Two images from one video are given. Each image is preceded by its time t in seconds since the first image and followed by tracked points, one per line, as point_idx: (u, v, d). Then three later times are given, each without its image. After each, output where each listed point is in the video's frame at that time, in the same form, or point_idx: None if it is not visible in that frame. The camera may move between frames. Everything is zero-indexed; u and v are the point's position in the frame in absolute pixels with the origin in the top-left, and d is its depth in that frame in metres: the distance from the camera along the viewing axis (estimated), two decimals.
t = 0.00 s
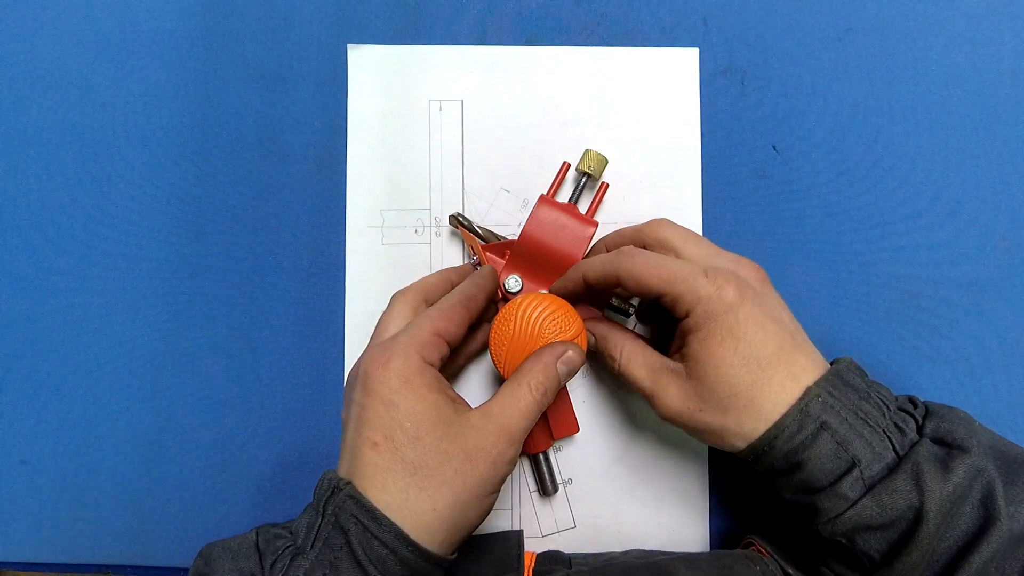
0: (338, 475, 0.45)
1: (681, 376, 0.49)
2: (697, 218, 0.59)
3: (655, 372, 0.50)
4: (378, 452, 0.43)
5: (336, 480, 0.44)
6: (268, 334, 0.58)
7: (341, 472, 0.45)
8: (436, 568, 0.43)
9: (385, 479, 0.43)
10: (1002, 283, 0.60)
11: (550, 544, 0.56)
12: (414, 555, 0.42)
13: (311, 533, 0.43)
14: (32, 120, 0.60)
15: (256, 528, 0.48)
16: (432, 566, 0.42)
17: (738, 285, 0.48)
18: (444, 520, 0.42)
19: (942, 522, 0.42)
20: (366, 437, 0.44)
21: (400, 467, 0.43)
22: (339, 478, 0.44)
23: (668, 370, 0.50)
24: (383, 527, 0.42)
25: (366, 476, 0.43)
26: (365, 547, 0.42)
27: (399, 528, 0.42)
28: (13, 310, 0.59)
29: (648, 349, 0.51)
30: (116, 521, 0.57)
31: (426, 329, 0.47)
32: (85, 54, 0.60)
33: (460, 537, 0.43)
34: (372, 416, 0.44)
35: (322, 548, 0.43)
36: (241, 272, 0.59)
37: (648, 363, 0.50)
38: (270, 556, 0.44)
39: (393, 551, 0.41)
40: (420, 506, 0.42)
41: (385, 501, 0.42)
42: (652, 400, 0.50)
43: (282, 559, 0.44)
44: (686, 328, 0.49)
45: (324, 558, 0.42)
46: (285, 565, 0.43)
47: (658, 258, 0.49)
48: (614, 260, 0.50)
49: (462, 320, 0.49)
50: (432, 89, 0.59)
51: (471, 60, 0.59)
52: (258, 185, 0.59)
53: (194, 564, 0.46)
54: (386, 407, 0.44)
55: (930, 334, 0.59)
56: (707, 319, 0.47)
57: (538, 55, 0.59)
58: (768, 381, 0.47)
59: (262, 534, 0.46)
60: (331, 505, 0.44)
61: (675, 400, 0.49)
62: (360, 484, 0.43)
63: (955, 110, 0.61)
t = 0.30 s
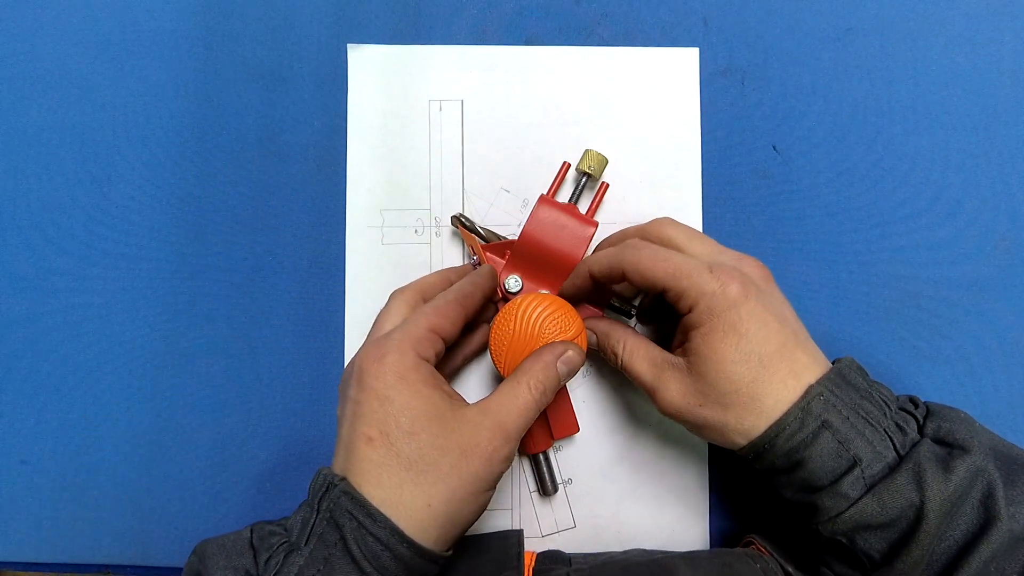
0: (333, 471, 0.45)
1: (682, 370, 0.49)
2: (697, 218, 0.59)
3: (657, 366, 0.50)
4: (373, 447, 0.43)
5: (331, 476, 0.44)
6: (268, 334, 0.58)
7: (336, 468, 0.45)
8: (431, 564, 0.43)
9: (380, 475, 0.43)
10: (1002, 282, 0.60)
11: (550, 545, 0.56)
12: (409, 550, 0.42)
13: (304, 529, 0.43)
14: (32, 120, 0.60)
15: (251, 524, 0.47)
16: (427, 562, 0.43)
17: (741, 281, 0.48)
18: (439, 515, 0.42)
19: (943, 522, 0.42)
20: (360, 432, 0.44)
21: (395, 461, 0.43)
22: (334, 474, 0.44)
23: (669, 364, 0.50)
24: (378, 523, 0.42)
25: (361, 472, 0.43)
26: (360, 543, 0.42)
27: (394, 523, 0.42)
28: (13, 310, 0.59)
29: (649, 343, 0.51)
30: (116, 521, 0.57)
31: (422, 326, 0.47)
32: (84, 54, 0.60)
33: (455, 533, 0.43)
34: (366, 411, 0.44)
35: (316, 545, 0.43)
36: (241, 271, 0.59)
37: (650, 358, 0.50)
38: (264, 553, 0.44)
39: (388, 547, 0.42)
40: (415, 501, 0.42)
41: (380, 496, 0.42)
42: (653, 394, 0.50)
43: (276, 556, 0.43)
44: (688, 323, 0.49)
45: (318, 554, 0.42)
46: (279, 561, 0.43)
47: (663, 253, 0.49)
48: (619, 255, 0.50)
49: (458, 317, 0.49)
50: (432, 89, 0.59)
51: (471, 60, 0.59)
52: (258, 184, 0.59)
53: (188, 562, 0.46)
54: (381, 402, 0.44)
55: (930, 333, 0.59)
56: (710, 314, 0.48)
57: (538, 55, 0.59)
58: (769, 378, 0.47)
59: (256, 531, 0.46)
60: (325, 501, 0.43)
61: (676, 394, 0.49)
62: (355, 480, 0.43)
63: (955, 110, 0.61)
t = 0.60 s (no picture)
0: (329, 471, 0.45)
1: (682, 370, 0.49)
2: (697, 218, 0.59)
3: (657, 365, 0.50)
4: (369, 446, 0.43)
5: (327, 476, 0.44)
6: (268, 334, 0.58)
7: (332, 469, 0.45)
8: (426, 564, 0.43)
9: (376, 474, 0.43)
10: (1002, 282, 0.60)
11: (550, 544, 0.56)
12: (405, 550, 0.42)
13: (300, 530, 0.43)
14: (32, 120, 0.60)
15: (247, 524, 0.47)
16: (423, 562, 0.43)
17: (742, 281, 0.48)
18: (434, 515, 0.42)
19: (942, 522, 0.42)
20: (357, 431, 0.44)
21: (391, 460, 0.43)
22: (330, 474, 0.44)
23: (669, 364, 0.50)
24: (374, 523, 0.42)
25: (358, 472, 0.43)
26: (355, 544, 0.42)
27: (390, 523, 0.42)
28: (13, 310, 0.59)
29: (649, 343, 0.51)
30: (116, 521, 0.57)
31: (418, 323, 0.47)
32: (84, 54, 0.60)
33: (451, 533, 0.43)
34: (363, 409, 0.44)
35: (311, 546, 0.43)
36: (241, 271, 0.59)
37: (650, 357, 0.50)
38: (261, 554, 0.44)
39: (383, 548, 0.42)
40: (411, 501, 0.42)
41: (376, 495, 0.42)
42: (653, 394, 0.50)
43: (272, 556, 0.43)
44: (688, 322, 0.49)
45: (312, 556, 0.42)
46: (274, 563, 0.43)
47: (666, 247, 0.49)
48: (623, 247, 0.50)
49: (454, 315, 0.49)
50: (432, 89, 0.59)
51: (471, 60, 0.59)
52: (258, 184, 0.59)
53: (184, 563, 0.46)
54: (378, 402, 0.44)
55: (930, 333, 0.59)
56: (710, 313, 0.48)
57: (538, 55, 0.59)
58: (769, 378, 0.47)
59: (252, 531, 0.46)
60: (321, 501, 0.43)
61: (676, 393, 0.49)
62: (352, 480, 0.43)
63: (955, 110, 0.61)
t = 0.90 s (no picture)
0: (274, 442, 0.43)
1: (682, 371, 0.49)
2: (698, 217, 0.59)
3: (657, 366, 0.50)
4: (312, 412, 0.41)
5: (270, 448, 0.42)
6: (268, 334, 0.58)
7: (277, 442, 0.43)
8: (387, 531, 0.42)
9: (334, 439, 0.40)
10: (1002, 282, 0.60)
11: (550, 544, 0.56)
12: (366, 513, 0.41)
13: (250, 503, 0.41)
14: (32, 120, 0.60)
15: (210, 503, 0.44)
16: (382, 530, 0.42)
17: (742, 281, 0.48)
18: (397, 468, 0.41)
19: (942, 522, 0.42)
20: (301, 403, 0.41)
21: (348, 422, 0.41)
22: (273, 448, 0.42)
23: (669, 364, 0.50)
24: (318, 491, 0.40)
25: (315, 441, 0.41)
26: (309, 518, 0.40)
27: (356, 486, 0.40)
28: (13, 310, 0.59)
29: (648, 343, 0.51)
30: (116, 521, 0.57)
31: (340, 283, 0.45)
32: (84, 54, 0.60)
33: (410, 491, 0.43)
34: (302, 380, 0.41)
35: (260, 518, 0.41)
36: (242, 270, 0.59)
37: (650, 358, 0.50)
38: (219, 526, 0.42)
39: (331, 515, 0.40)
40: (354, 471, 0.40)
41: (335, 462, 0.40)
42: (653, 394, 0.50)
43: (224, 530, 0.41)
44: (688, 322, 0.49)
45: (266, 529, 0.40)
46: (227, 537, 0.41)
47: (666, 247, 0.49)
48: (623, 247, 0.50)
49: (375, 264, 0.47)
50: (432, 89, 0.59)
51: (471, 60, 0.59)
52: (258, 184, 0.59)
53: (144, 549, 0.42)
54: (299, 376, 0.41)
55: (930, 333, 0.59)
56: (710, 313, 0.48)
57: (538, 55, 0.59)
58: (769, 378, 0.47)
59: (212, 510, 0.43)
60: (267, 472, 0.42)
61: (676, 394, 0.49)
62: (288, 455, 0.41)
63: (955, 110, 0.61)
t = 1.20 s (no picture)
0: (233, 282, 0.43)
1: (682, 371, 0.49)
2: (698, 217, 0.59)
3: (657, 367, 0.50)
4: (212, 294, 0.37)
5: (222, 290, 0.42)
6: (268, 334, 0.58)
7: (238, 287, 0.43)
8: (338, 381, 0.42)
9: (207, 121, 0.31)
10: (1002, 282, 0.60)
11: (550, 545, 0.56)
12: (314, 371, 0.40)
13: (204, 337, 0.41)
14: (32, 120, 0.60)
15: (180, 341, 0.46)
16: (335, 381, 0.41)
17: (742, 281, 0.48)
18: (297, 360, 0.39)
19: (942, 522, 0.42)
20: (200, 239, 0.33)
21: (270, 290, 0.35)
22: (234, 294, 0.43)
23: (669, 365, 0.50)
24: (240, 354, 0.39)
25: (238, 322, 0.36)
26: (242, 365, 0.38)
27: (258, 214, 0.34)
28: (13, 311, 0.59)
29: (648, 343, 0.51)
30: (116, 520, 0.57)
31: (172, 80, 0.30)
32: (83, 53, 0.60)
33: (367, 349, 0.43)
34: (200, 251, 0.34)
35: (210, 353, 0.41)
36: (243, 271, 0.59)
37: (650, 358, 0.50)
38: (183, 356, 0.43)
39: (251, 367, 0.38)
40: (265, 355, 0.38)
41: (256, 336, 0.37)
42: (653, 395, 0.50)
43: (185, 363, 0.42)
44: (688, 322, 0.49)
45: (216, 369, 0.40)
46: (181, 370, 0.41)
47: (666, 247, 0.49)
48: (622, 248, 0.50)
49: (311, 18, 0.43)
50: (432, 88, 0.59)
51: (471, 59, 0.59)
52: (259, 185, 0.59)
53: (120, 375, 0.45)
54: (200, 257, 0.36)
55: (930, 333, 0.59)
56: (709, 313, 0.48)
57: (538, 54, 0.59)
58: (768, 378, 0.47)
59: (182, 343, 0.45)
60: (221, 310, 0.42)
61: (676, 394, 0.49)
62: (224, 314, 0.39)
63: (955, 110, 0.61)
